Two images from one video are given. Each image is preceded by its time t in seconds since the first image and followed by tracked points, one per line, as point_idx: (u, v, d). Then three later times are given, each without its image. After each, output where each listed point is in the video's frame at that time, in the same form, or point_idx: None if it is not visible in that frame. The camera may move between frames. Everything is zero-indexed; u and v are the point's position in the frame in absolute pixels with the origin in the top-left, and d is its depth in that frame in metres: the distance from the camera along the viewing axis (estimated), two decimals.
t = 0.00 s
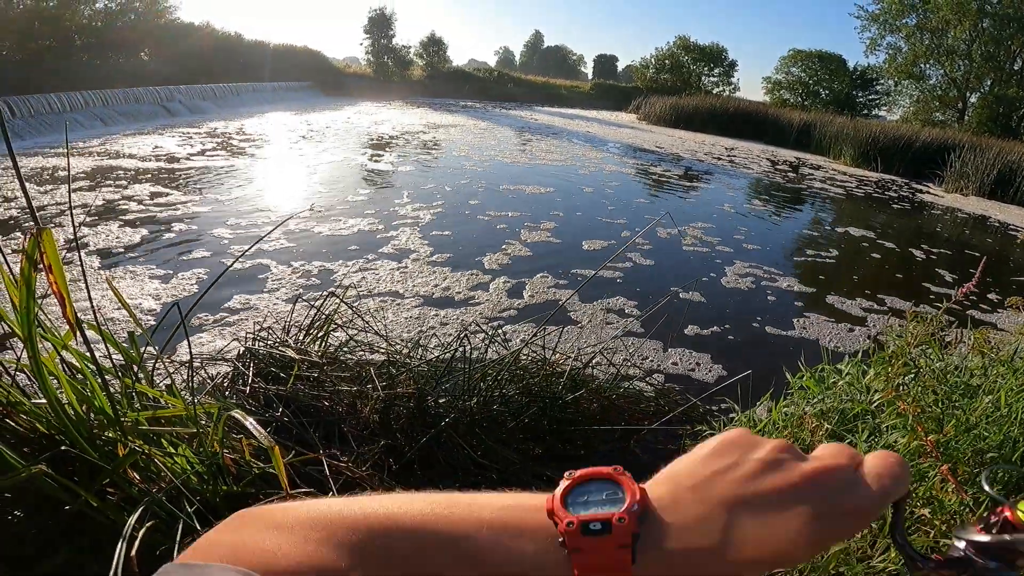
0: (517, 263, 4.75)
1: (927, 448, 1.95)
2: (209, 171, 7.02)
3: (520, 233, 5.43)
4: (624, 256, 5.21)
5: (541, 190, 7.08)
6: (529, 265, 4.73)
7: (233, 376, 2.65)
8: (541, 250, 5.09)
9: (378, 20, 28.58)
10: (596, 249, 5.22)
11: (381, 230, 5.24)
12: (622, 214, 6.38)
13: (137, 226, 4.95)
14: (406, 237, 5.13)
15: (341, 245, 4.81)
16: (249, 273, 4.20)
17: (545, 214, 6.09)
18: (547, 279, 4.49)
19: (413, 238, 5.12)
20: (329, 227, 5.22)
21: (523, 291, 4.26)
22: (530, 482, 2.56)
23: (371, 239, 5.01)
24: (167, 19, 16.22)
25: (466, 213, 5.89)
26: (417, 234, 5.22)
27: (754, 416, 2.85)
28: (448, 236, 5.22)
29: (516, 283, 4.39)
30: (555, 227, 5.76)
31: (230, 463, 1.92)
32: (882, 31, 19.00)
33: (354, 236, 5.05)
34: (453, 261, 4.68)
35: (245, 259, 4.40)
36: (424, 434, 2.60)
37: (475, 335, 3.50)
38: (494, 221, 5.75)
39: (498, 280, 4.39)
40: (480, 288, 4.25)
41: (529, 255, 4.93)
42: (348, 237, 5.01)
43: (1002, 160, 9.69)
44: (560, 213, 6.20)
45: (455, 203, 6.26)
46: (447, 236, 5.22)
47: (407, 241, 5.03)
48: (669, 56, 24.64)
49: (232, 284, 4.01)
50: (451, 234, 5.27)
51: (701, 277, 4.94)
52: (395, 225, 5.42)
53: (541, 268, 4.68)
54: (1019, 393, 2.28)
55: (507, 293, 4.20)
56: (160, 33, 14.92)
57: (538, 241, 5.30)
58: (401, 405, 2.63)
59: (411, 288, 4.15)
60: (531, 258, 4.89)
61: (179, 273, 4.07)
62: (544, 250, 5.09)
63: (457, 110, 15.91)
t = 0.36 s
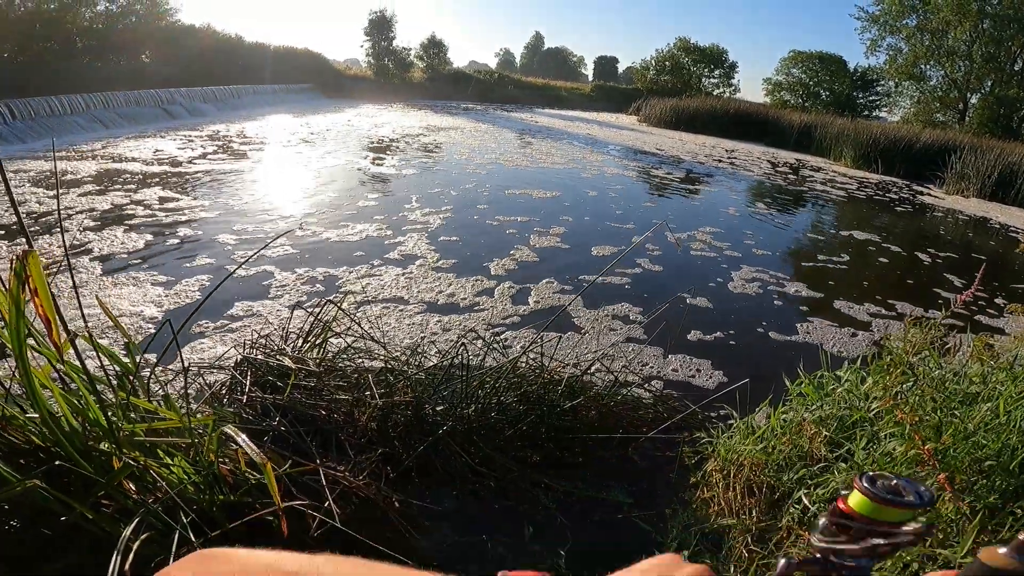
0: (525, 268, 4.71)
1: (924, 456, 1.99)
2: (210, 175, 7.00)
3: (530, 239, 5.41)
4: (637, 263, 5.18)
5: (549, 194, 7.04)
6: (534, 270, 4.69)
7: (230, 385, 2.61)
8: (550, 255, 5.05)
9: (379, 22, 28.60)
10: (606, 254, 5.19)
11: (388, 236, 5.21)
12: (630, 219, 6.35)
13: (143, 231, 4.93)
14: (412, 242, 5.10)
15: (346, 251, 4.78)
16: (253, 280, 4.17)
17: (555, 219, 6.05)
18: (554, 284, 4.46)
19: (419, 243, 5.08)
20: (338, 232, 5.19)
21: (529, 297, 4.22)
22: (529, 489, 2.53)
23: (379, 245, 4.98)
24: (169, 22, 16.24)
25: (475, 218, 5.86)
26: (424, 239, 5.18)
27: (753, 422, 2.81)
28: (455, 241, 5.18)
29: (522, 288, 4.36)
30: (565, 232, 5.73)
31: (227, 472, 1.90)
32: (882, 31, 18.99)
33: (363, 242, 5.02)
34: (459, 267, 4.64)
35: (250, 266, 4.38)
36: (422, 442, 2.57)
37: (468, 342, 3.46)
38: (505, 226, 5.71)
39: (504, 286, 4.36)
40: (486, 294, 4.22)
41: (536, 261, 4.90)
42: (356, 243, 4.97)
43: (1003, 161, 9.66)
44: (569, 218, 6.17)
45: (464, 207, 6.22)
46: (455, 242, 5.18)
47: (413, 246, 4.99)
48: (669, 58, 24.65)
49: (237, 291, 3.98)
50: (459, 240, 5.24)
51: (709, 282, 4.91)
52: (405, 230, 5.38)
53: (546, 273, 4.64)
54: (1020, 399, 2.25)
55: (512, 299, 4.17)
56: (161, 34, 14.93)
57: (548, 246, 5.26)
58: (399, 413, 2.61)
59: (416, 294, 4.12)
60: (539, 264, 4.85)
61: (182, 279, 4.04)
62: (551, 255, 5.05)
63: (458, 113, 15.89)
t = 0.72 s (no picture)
0: (529, 285, 4.70)
1: (927, 473, 1.97)
2: (209, 189, 7.00)
3: (537, 255, 5.41)
4: (644, 279, 5.17)
5: (553, 209, 7.04)
6: (539, 287, 4.67)
7: (221, 404, 2.58)
8: (555, 272, 5.04)
9: (377, 36, 28.80)
10: (614, 270, 5.19)
11: (394, 252, 5.20)
12: (636, 234, 6.35)
13: (142, 247, 4.92)
14: (416, 259, 5.08)
15: (348, 268, 4.76)
16: (253, 297, 4.15)
17: (562, 235, 6.04)
18: (557, 301, 4.44)
19: (423, 260, 5.06)
20: (342, 248, 5.17)
21: (531, 314, 4.21)
22: (525, 509, 2.50)
23: (384, 262, 4.96)
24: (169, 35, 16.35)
25: (483, 234, 5.85)
26: (429, 256, 5.16)
27: (752, 438, 2.78)
28: (460, 258, 5.17)
29: (525, 305, 4.35)
30: (572, 248, 5.72)
31: (214, 492, 1.89)
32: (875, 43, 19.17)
33: (367, 258, 5.01)
34: (462, 284, 4.62)
35: (251, 283, 4.36)
36: (416, 462, 2.55)
37: (464, 359, 3.44)
38: (511, 242, 5.70)
39: (507, 303, 4.34)
40: (489, 311, 4.21)
41: (541, 278, 4.88)
42: (361, 260, 4.95)
43: (997, 172, 9.72)
44: (576, 233, 6.18)
45: (471, 223, 6.20)
46: (460, 259, 5.16)
47: (417, 263, 4.97)
48: (664, 71, 24.84)
49: (237, 309, 3.97)
50: (464, 256, 5.23)
51: (714, 298, 4.89)
52: (411, 247, 5.36)
53: (551, 290, 4.63)
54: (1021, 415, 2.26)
55: (515, 316, 4.16)
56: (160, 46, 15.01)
57: (554, 263, 5.25)
58: (392, 431, 2.58)
59: (419, 312, 4.11)
60: (544, 281, 4.83)
61: (182, 296, 4.03)
62: (554, 272, 5.04)
63: (456, 126, 15.95)
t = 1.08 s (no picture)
0: (535, 305, 4.72)
1: (929, 487, 1.95)
2: (208, 206, 7.03)
3: (544, 274, 5.44)
4: (650, 298, 5.19)
5: (556, 228, 7.08)
6: (545, 307, 4.69)
7: (214, 423, 2.59)
8: (560, 292, 5.05)
9: (375, 54, 29.07)
10: (620, 291, 5.21)
11: (400, 272, 5.23)
12: (643, 253, 6.38)
13: (142, 265, 4.94)
14: (421, 279, 5.10)
15: (351, 288, 4.78)
16: (254, 318, 4.17)
17: (569, 255, 6.08)
18: (561, 321, 4.46)
19: (428, 280, 5.08)
20: (349, 269, 5.19)
21: (535, 334, 4.24)
22: (522, 528, 2.51)
23: (390, 282, 4.98)
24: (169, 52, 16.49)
25: (491, 255, 5.88)
26: (434, 276, 5.18)
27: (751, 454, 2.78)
28: (466, 278, 5.20)
29: (528, 325, 4.37)
30: (581, 268, 5.76)
31: (207, 511, 1.91)
32: (867, 57, 19.41)
33: (374, 279, 5.03)
34: (466, 304, 4.64)
35: (251, 303, 4.38)
36: (413, 481, 2.56)
37: (462, 379, 3.45)
38: (518, 262, 5.73)
39: (511, 323, 4.37)
40: (492, 332, 4.23)
41: (545, 297, 4.91)
42: (367, 280, 4.97)
43: (991, 185, 9.80)
44: (583, 253, 6.21)
45: (477, 243, 6.23)
46: (466, 279, 5.18)
47: (421, 283, 4.99)
48: (659, 87, 25.11)
49: (235, 329, 3.98)
50: (470, 276, 5.25)
51: (719, 317, 4.91)
52: (421, 267, 5.39)
53: (554, 309, 4.66)
54: (1022, 431, 2.28)
55: (518, 336, 4.18)
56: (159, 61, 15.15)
57: (561, 283, 5.27)
58: (389, 450, 2.60)
59: (422, 332, 4.13)
60: (550, 300, 4.84)
61: (180, 315, 4.05)
62: (558, 291, 5.06)
63: (454, 144, 16.07)
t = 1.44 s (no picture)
0: (544, 326, 4.81)
1: (928, 502, 2.07)
2: (215, 226, 7.14)
3: (556, 296, 5.54)
4: (660, 319, 5.26)
5: (563, 250, 7.17)
6: (554, 328, 4.78)
7: (221, 442, 2.67)
8: (570, 314, 5.14)
9: (377, 72, 29.43)
10: (633, 313, 5.32)
11: (411, 294, 5.32)
12: (651, 274, 6.47)
13: (152, 286, 5.04)
14: (430, 301, 5.19)
15: (360, 310, 4.87)
16: (265, 339, 4.25)
17: (580, 276, 6.18)
18: (569, 342, 4.54)
19: (438, 302, 5.16)
20: (360, 291, 5.28)
21: (543, 355, 4.32)
22: (525, 546, 2.58)
23: (402, 304, 5.07)
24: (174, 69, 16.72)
25: (503, 277, 5.98)
26: (445, 298, 5.27)
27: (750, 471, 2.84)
28: (478, 300, 5.29)
29: (535, 346, 4.46)
30: (591, 289, 5.85)
31: (217, 527, 1.98)
32: (863, 73, 19.65)
33: (387, 301, 5.12)
34: (475, 326, 4.72)
35: (260, 324, 4.46)
36: (417, 500, 2.64)
37: (466, 400, 3.53)
38: (530, 284, 5.82)
39: (518, 345, 4.45)
40: (500, 353, 4.31)
41: (555, 319, 4.99)
42: (377, 302, 5.06)
43: (988, 202, 9.92)
44: (593, 274, 6.32)
45: (488, 265, 6.34)
46: (477, 301, 5.27)
47: (431, 305, 5.08)
48: (658, 104, 25.40)
49: (242, 350, 4.07)
50: (482, 298, 5.35)
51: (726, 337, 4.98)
52: (433, 290, 5.47)
53: (562, 331, 4.75)
54: (1020, 446, 2.34)
55: (526, 358, 4.26)
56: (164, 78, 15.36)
57: (573, 305, 5.35)
58: (394, 469, 2.66)
59: (431, 354, 4.21)
60: (559, 322, 4.93)
61: (188, 336, 4.13)
62: (568, 313, 5.14)
63: (456, 163, 16.24)
